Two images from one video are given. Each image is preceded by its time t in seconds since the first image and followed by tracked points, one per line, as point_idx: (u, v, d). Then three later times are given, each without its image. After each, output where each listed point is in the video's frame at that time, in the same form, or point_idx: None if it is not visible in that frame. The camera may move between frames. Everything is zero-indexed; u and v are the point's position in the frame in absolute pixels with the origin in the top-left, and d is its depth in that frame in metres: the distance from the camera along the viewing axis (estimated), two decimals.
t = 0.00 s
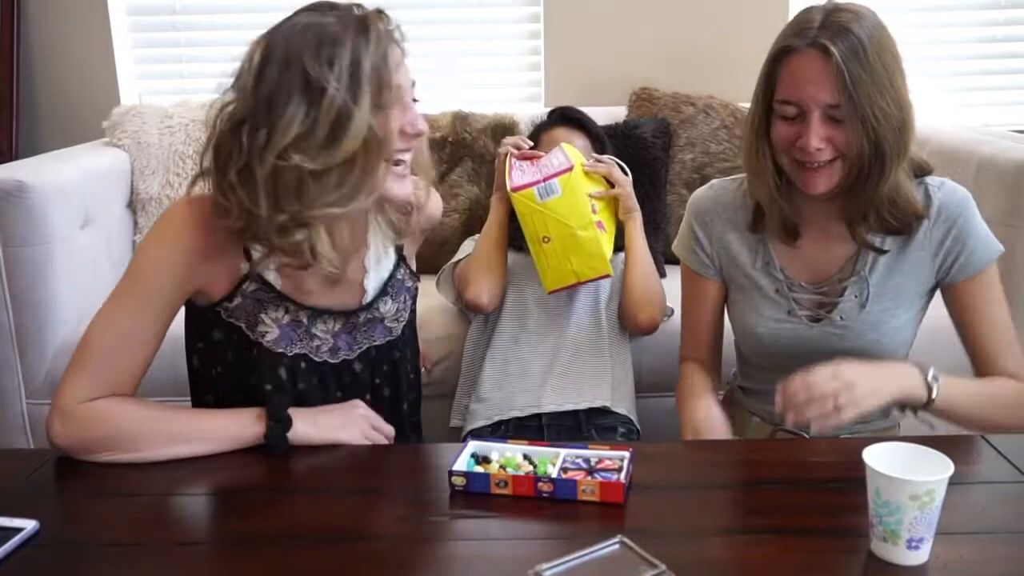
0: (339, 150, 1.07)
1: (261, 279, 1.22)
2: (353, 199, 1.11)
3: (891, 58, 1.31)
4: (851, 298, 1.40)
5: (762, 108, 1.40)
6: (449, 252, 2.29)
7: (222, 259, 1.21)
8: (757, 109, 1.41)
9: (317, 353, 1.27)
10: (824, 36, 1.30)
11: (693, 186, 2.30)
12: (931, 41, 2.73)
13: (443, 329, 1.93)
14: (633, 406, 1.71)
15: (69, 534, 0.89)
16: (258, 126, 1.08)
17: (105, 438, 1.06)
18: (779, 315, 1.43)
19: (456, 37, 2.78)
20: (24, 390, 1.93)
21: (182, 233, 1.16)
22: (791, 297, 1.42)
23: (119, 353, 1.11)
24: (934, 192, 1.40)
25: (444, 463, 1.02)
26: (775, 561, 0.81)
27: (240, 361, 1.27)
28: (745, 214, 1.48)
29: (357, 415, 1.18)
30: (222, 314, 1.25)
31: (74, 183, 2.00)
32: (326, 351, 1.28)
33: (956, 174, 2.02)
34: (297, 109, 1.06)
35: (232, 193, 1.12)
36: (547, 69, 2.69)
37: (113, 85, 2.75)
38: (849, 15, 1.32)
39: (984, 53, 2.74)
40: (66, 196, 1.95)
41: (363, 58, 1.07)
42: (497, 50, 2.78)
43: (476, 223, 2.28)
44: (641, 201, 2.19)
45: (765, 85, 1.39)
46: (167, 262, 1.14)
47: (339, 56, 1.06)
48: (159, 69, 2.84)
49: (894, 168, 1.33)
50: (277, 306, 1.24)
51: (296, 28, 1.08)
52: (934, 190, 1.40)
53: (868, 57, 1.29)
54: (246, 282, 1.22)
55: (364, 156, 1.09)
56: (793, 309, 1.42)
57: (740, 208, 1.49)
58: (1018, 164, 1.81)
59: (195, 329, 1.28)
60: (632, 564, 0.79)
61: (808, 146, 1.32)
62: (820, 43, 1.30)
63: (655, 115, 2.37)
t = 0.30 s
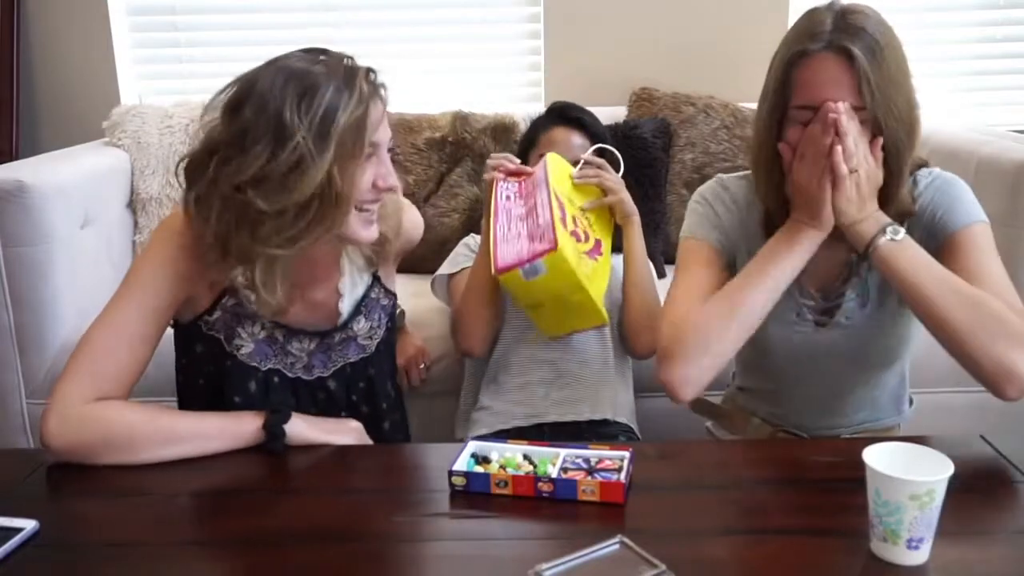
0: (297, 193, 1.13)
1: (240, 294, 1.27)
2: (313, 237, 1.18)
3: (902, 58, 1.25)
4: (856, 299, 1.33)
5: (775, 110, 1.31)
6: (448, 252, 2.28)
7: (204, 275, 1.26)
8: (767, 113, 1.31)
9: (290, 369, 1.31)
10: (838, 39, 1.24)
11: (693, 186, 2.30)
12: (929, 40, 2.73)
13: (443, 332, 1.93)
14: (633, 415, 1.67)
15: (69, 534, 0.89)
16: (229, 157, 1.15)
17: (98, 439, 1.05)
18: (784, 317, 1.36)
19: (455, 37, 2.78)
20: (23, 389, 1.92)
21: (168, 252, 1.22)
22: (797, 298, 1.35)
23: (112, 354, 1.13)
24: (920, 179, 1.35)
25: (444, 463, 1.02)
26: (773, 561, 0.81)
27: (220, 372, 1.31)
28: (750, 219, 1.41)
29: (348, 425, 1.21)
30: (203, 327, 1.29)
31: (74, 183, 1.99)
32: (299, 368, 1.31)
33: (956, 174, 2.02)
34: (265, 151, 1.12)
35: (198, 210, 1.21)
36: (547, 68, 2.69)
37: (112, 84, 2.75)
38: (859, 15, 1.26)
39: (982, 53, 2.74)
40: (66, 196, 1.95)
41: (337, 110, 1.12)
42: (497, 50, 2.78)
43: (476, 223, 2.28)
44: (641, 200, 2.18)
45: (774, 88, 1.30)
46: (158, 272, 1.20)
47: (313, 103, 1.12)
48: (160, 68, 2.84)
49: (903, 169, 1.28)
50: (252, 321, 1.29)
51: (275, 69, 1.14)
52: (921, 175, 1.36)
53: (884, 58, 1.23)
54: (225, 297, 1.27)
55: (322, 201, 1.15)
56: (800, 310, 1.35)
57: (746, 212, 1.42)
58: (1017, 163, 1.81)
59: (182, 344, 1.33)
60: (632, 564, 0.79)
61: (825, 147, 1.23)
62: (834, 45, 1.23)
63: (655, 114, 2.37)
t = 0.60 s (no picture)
0: (350, 182, 1.15)
1: (252, 280, 1.28)
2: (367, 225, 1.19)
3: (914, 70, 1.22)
4: (858, 325, 1.31)
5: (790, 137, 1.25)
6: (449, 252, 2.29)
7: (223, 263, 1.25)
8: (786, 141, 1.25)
9: (292, 353, 1.32)
10: (854, 61, 1.20)
11: (693, 186, 2.30)
12: (928, 40, 2.73)
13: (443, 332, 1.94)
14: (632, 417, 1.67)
15: (70, 534, 0.89)
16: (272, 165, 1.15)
17: (111, 428, 1.07)
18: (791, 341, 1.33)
19: (455, 37, 2.78)
20: (23, 389, 1.92)
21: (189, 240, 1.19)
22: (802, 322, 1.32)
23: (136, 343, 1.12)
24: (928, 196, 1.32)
25: (445, 462, 1.02)
26: (773, 561, 0.81)
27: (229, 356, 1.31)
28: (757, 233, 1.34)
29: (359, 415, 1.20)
30: (211, 314, 1.29)
31: (74, 183, 1.99)
32: (300, 352, 1.33)
33: (956, 174, 2.01)
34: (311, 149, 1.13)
35: (247, 222, 1.19)
36: (547, 68, 2.69)
37: (112, 84, 2.75)
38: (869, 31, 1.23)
39: (981, 53, 2.74)
40: (67, 195, 1.95)
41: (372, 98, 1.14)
42: (497, 50, 2.78)
43: (476, 223, 2.28)
44: (640, 200, 2.18)
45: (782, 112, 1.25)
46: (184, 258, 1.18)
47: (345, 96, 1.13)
48: (160, 68, 2.84)
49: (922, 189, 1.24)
50: (261, 307, 1.29)
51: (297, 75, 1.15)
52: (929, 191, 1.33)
53: (905, 74, 1.20)
54: (237, 283, 1.27)
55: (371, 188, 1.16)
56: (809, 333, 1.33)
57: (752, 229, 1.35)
58: (1016, 163, 1.81)
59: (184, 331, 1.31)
60: (632, 564, 0.79)
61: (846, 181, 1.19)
62: (848, 67, 1.19)
63: (655, 115, 2.37)
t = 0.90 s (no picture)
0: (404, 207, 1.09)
1: (241, 280, 1.27)
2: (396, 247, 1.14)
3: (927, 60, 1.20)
4: (865, 324, 1.30)
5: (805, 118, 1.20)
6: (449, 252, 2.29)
7: (213, 264, 1.24)
8: (793, 128, 1.21)
9: (287, 350, 1.33)
10: (871, 43, 1.19)
11: (693, 186, 2.30)
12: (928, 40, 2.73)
13: (444, 332, 1.94)
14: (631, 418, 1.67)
15: (70, 534, 0.89)
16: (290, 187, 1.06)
17: (103, 436, 1.05)
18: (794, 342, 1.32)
19: (455, 38, 2.78)
20: (24, 389, 1.92)
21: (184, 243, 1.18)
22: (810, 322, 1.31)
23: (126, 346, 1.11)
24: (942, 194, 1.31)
25: (444, 462, 1.02)
26: (774, 561, 0.81)
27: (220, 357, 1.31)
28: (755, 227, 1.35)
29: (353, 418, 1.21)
30: (201, 316, 1.29)
31: (74, 183, 1.99)
32: (295, 348, 1.33)
33: (956, 174, 2.01)
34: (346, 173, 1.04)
35: (283, 235, 1.10)
36: (547, 68, 2.69)
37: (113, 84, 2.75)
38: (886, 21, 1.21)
39: (981, 53, 2.74)
40: (66, 195, 1.95)
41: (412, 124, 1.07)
42: (497, 50, 2.78)
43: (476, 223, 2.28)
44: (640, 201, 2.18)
45: (794, 90, 1.22)
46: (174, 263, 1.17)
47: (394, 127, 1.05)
48: (160, 69, 2.84)
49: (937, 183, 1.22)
50: (252, 308, 1.29)
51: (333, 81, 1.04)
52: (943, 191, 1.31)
53: (920, 61, 1.19)
54: (225, 284, 1.27)
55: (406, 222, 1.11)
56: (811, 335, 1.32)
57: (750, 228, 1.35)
58: (1016, 163, 1.81)
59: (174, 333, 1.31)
60: (632, 564, 0.79)
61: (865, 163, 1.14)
62: (865, 46, 1.18)
63: (655, 115, 2.37)
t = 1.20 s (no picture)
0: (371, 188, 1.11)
1: (234, 283, 1.27)
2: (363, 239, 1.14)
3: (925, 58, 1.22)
4: (862, 340, 1.27)
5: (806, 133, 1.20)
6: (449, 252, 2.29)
7: (208, 268, 1.25)
8: (799, 142, 1.21)
9: (281, 355, 1.33)
10: (870, 52, 1.17)
11: (693, 186, 2.30)
12: (927, 41, 2.73)
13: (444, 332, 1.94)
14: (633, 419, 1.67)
15: (69, 534, 0.89)
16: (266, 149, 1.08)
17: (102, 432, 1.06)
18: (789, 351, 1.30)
19: (455, 38, 2.78)
20: (24, 389, 1.92)
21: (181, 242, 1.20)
22: (805, 330, 1.29)
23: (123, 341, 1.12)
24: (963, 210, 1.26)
25: (444, 462, 1.02)
26: (774, 561, 0.81)
27: (216, 362, 1.31)
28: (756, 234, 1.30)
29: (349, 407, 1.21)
30: (195, 319, 1.29)
31: (74, 183, 1.99)
32: (289, 353, 1.33)
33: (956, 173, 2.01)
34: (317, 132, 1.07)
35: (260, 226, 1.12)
36: (547, 69, 2.69)
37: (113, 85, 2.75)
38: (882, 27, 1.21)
39: (981, 53, 2.74)
40: (66, 195, 1.95)
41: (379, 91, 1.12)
42: (497, 49, 2.78)
43: (476, 223, 2.28)
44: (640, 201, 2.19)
45: (796, 99, 1.21)
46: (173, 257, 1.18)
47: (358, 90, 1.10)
48: (160, 68, 2.84)
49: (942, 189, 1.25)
50: (246, 310, 1.29)
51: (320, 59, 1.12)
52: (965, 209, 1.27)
53: (918, 68, 1.18)
54: (219, 286, 1.26)
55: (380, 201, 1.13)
56: (809, 344, 1.29)
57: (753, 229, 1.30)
58: (1016, 163, 1.81)
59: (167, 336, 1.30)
60: (632, 564, 0.79)
61: (865, 173, 1.15)
62: (863, 60, 1.17)
63: (655, 115, 2.37)
